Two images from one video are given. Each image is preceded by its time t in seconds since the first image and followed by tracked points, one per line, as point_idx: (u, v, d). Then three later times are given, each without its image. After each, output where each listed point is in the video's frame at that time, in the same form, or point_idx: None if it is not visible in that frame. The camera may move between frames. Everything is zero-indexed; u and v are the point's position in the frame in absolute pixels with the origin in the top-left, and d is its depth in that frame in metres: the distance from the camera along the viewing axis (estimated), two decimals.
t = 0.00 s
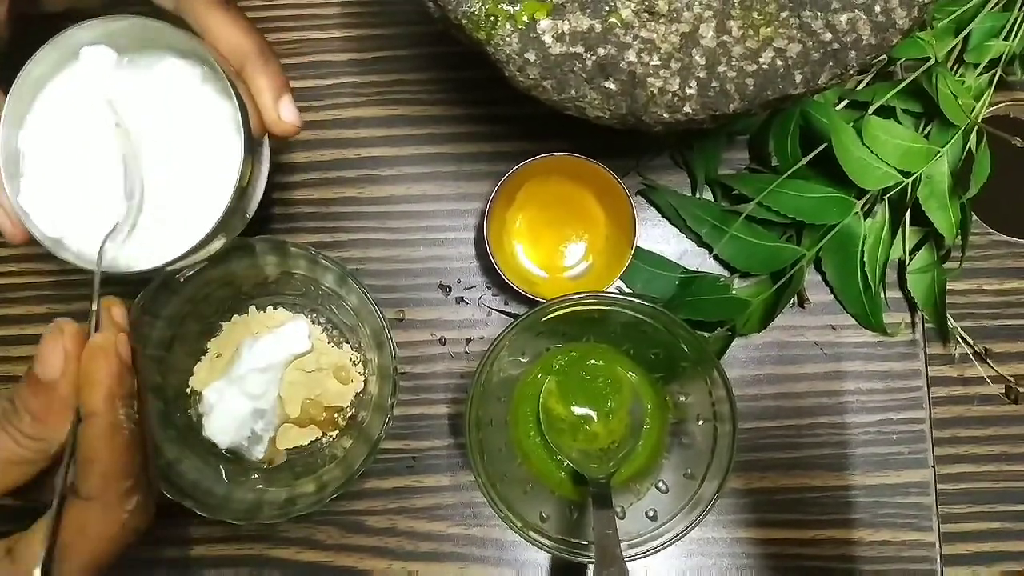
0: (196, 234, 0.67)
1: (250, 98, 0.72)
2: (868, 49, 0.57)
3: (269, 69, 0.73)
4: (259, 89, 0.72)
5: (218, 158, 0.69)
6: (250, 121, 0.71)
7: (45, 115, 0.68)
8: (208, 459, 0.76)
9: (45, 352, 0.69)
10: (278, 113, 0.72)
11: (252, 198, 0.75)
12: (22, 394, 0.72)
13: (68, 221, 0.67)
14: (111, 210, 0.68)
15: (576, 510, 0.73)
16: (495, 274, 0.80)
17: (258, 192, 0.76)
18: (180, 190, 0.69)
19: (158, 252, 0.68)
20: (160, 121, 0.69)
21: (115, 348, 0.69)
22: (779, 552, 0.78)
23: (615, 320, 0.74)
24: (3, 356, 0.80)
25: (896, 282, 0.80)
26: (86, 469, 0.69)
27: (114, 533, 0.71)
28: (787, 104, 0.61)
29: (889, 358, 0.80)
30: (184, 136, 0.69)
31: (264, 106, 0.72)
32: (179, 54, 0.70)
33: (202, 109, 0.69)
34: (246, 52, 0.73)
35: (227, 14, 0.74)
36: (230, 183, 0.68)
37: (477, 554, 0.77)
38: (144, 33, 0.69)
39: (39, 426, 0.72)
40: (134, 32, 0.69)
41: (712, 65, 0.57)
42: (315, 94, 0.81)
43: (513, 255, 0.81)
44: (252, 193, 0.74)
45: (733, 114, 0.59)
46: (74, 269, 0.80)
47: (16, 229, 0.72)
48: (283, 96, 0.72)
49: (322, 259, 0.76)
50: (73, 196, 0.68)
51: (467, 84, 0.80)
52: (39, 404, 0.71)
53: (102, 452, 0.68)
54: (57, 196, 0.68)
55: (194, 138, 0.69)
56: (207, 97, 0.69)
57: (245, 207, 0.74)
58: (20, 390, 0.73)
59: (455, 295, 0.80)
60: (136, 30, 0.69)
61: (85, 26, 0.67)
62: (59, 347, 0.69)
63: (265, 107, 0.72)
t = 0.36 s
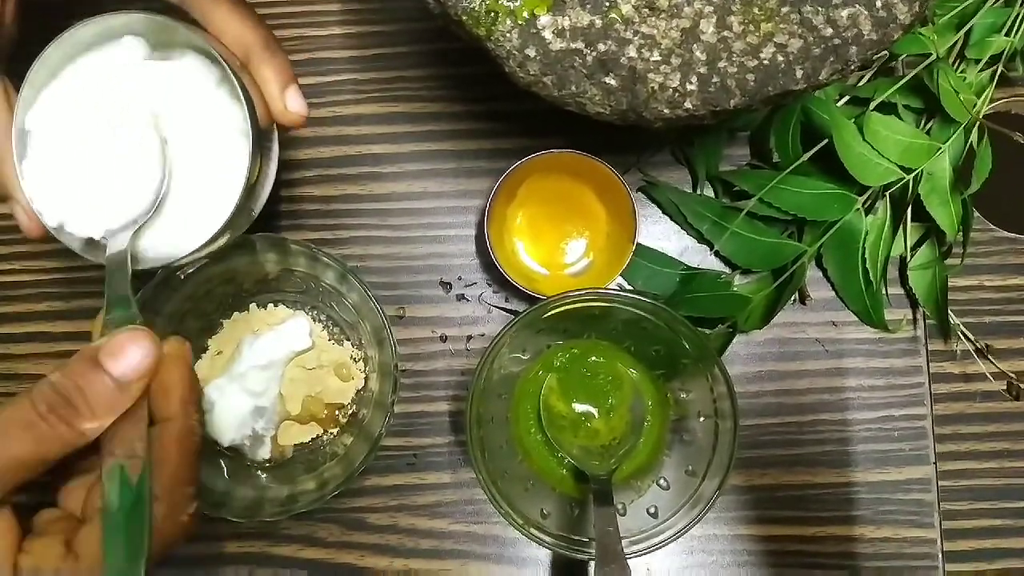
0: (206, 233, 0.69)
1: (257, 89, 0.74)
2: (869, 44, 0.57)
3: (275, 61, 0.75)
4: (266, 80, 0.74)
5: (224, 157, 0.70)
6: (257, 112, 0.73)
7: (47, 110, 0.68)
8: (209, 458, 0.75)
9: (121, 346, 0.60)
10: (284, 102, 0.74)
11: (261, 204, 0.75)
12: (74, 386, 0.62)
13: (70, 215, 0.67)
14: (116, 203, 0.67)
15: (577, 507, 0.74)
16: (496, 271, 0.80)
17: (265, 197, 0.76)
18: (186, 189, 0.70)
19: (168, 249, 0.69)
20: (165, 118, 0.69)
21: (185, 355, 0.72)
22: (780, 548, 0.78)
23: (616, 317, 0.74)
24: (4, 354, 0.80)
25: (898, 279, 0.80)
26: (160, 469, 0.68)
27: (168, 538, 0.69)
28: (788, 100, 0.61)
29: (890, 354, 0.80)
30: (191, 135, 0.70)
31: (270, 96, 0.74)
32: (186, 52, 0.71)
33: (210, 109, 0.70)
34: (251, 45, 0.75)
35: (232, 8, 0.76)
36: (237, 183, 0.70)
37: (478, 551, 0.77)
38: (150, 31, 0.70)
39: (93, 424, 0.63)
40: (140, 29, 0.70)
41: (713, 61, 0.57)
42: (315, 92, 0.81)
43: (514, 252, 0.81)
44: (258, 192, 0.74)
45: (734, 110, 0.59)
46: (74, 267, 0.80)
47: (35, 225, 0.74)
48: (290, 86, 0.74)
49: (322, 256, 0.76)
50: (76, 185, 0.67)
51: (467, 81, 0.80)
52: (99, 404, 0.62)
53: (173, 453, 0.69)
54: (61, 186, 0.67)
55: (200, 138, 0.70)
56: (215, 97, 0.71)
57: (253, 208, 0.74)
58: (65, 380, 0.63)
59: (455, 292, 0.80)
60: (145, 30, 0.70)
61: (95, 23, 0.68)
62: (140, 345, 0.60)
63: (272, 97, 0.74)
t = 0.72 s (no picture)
0: (211, 235, 0.69)
1: (263, 91, 0.73)
2: (871, 42, 0.57)
3: (281, 61, 0.74)
4: (272, 81, 0.73)
5: (229, 159, 0.71)
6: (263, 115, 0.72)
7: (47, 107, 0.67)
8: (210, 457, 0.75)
9: (125, 353, 0.60)
10: (291, 103, 0.73)
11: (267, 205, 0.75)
12: (75, 396, 0.62)
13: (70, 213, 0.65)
14: (118, 201, 0.65)
15: (578, 506, 0.74)
16: (497, 269, 0.80)
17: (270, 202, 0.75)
18: (191, 191, 0.70)
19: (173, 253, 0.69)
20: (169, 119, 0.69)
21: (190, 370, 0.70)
22: (782, 547, 0.78)
23: (617, 316, 0.74)
24: (5, 353, 0.80)
25: (899, 277, 0.80)
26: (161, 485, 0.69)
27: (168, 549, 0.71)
28: (789, 97, 0.61)
29: (892, 352, 0.80)
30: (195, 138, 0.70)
31: (276, 97, 0.73)
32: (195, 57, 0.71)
33: (215, 111, 0.71)
34: (258, 46, 0.74)
35: (238, 9, 0.75)
36: (242, 187, 0.70)
37: (479, 550, 0.77)
38: (158, 32, 0.69)
39: (97, 433, 0.63)
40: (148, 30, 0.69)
41: (714, 58, 0.56)
42: (315, 90, 0.80)
43: (515, 251, 0.80)
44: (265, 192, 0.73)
45: (736, 107, 0.59)
46: (76, 266, 0.80)
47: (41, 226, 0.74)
48: (296, 87, 0.73)
49: (323, 254, 0.75)
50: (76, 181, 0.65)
51: (468, 79, 0.80)
52: (102, 413, 0.62)
53: (177, 469, 0.69)
54: (60, 184, 0.65)
55: (204, 141, 0.70)
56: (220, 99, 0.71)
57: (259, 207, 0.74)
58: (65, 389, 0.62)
59: (456, 290, 0.79)
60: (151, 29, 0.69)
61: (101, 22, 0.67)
62: (143, 354, 0.61)
63: (278, 98, 0.73)
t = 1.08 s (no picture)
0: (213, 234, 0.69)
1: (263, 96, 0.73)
2: (870, 42, 0.57)
3: (282, 66, 0.74)
4: (272, 87, 0.73)
5: (230, 163, 0.70)
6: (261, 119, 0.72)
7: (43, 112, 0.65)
8: (208, 457, 0.75)
9: (126, 372, 0.58)
10: (290, 109, 0.72)
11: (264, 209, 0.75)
12: (72, 416, 0.59)
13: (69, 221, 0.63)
14: (119, 201, 0.63)
15: (577, 506, 0.74)
16: (496, 269, 0.80)
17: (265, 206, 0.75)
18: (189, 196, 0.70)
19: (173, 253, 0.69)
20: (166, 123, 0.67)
21: (191, 391, 0.68)
22: (781, 547, 0.78)
23: (617, 316, 0.74)
24: (3, 353, 0.80)
25: (899, 277, 0.80)
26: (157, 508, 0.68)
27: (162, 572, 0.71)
28: (789, 97, 0.60)
29: (891, 352, 0.80)
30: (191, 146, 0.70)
31: (276, 102, 0.73)
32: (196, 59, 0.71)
33: (212, 118, 0.70)
34: (258, 50, 0.74)
35: (237, 9, 0.74)
36: (241, 186, 0.70)
37: (478, 550, 0.77)
38: (159, 38, 0.70)
39: (94, 453, 0.61)
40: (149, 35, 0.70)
41: (714, 58, 0.56)
42: (315, 90, 0.80)
43: (514, 250, 0.80)
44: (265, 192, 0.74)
45: (735, 107, 0.58)
46: (75, 265, 0.80)
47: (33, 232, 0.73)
48: (295, 92, 0.72)
49: (321, 254, 0.75)
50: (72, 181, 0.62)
51: (467, 78, 0.80)
52: (99, 433, 0.59)
53: (174, 493, 0.68)
54: (54, 185, 0.62)
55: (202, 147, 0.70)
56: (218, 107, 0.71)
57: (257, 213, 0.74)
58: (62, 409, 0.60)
59: (456, 290, 0.79)
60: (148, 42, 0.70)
61: (102, 25, 0.67)
62: (143, 373, 0.58)
63: (278, 104, 0.72)
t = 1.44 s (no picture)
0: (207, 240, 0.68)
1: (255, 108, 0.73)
2: (869, 42, 0.57)
3: (274, 81, 0.74)
4: (263, 101, 0.73)
5: (225, 169, 0.70)
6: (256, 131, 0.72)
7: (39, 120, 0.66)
8: (208, 458, 0.75)
9: (123, 374, 0.58)
10: (282, 123, 0.73)
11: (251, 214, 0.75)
12: (67, 418, 0.59)
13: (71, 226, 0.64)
14: (118, 202, 0.63)
15: (578, 506, 0.74)
16: (497, 269, 0.80)
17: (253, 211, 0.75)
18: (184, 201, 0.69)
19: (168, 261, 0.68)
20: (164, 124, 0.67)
21: (188, 396, 0.68)
22: (781, 547, 0.78)
23: (616, 316, 0.74)
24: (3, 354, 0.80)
25: (899, 277, 0.80)
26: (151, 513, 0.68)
27: None
28: (788, 97, 0.60)
29: (891, 352, 0.80)
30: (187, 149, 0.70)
31: (267, 116, 0.73)
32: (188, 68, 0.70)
33: (208, 123, 0.70)
34: (252, 62, 0.74)
35: (232, 24, 0.75)
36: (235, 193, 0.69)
37: (478, 551, 0.77)
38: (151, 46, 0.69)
39: (88, 456, 0.60)
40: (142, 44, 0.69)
41: (713, 58, 0.56)
42: (315, 90, 0.80)
43: (513, 250, 0.80)
44: (253, 197, 0.74)
45: (734, 108, 0.59)
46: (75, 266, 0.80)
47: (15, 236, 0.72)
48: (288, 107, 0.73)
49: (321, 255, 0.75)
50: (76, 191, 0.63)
51: (467, 79, 0.80)
52: (95, 435, 0.59)
53: (168, 499, 0.68)
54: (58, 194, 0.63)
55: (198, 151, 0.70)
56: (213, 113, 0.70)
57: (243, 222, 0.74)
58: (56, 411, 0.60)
59: (456, 291, 0.79)
60: (139, 48, 0.69)
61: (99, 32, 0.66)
62: (141, 375, 0.58)
63: (267, 117, 0.73)
